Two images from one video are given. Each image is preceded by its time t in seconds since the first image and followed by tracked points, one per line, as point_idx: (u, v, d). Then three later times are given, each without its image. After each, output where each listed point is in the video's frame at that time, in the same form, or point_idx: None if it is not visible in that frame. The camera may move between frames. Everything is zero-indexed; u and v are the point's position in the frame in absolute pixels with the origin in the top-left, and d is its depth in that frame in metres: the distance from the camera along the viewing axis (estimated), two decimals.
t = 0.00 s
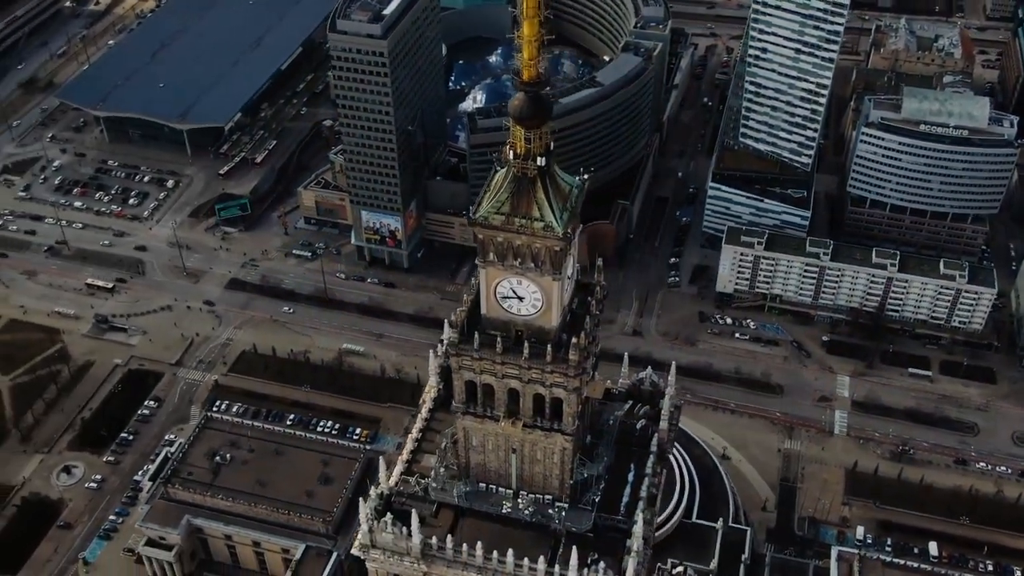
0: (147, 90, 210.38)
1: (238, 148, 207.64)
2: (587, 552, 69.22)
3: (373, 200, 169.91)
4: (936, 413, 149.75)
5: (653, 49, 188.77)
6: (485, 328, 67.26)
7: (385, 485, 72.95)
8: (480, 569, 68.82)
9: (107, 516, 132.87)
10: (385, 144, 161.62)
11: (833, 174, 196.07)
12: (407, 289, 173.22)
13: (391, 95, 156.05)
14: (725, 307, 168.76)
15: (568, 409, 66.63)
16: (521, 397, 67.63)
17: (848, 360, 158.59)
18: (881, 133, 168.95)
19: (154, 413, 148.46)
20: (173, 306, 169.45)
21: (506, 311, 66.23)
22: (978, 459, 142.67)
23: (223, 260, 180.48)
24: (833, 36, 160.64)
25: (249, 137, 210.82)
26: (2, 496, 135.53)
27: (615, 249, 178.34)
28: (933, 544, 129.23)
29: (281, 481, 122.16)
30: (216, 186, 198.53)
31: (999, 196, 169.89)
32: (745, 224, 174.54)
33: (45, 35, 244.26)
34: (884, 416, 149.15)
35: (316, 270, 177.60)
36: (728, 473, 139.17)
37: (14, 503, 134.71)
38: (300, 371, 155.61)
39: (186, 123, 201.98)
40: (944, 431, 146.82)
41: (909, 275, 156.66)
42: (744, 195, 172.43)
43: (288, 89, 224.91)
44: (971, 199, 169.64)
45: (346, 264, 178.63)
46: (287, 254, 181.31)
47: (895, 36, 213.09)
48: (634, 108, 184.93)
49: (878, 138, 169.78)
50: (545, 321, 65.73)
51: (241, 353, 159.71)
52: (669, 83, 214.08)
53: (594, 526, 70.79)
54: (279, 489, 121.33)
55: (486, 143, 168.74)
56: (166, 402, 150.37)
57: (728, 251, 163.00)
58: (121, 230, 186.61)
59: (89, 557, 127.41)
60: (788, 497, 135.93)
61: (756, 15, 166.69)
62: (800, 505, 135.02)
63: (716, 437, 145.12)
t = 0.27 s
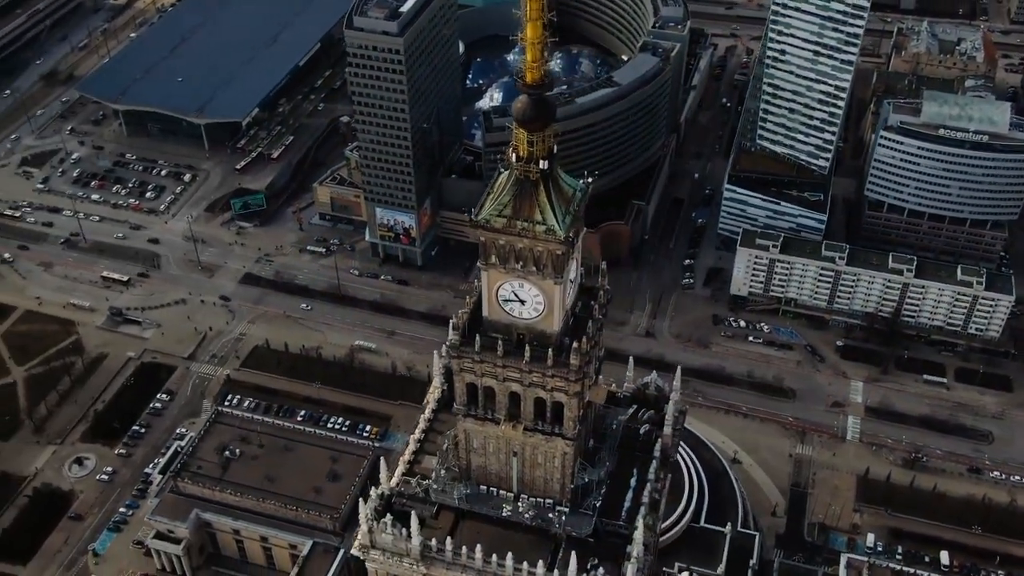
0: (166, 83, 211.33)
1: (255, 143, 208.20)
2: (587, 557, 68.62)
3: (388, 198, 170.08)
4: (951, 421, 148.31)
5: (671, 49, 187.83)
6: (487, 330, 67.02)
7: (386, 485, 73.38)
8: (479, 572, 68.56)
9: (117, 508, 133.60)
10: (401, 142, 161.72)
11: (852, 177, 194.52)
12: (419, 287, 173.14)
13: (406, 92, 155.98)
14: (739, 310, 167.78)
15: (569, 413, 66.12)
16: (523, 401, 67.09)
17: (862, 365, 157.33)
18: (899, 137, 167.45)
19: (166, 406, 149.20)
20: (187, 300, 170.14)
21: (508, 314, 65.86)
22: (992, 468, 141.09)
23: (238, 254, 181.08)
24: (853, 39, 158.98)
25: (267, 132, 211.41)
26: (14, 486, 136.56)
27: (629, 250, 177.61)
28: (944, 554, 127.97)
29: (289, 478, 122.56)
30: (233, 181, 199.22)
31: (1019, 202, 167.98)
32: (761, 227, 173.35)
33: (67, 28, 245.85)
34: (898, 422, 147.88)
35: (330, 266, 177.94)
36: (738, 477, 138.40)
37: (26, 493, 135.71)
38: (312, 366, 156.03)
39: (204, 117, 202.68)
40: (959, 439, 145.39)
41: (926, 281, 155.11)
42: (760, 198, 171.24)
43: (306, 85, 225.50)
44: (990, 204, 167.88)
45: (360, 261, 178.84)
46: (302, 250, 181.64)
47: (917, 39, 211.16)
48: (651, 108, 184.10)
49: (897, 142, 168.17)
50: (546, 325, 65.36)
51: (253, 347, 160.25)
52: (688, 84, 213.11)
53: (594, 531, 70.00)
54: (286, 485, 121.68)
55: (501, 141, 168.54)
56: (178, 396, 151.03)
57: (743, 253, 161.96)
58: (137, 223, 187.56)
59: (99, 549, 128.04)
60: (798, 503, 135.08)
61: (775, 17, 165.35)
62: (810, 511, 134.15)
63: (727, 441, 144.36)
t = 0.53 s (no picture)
0: (187, 77, 212.32)
1: (274, 138, 208.91)
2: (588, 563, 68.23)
3: (405, 195, 170.12)
4: (968, 429, 146.74)
5: (692, 49, 186.78)
6: (489, 333, 66.77)
7: (387, 485, 72.96)
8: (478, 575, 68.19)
9: (129, 500, 134.41)
10: (419, 139, 161.69)
11: (872, 181, 192.79)
12: (434, 284, 173.13)
13: (423, 89, 155.74)
14: (755, 313, 166.71)
15: (570, 418, 65.73)
16: (525, 404, 66.75)
17: (878, 371, 155.90)
18: (920, 141, 165.81)
19: (180, 399, 150.00)
20: (204, 293, 170.94)
21: (510, 317, 65.57)
22: (1008, 478, 139.45)
23: (255, 248, 181.70)
24: (875, 42, 157.31)
25: (286, 127, 212.09)
26: (28, 476, 137.73)
27: (645, 251, 176.84)
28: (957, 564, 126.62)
29: (300, 473, 122.84)
30: (251, 175, 199.98)
31: None
32: (778, 230, 172.11)
33: (90, 21, 247.34)
34: (913, 430, 146.44)
35: (346, 262, 178.26)
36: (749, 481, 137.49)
37: (40, 483, 136.81)
38: (326, 362, 156.39)
39: (224, 111, 203.54)
40: (975, 448, 143.80)
41: (945, 287, 153.48)
42: (778, 201, 170.02)
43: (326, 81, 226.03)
44: (1012, 211, 165.86)
45: (376, 257, 178.99)
46: (318, 245, 182.04)
47: (942, 42, 208.92)
48: (671, 108, 183.11)
49: (918, 146, 166.46)
50: (549, 328, 64.92)
51: (268, 342, 160.79)
52: (708, 85, 211.91)
53: (594, 536, 69.58)
54: (296, 481, 121.97)
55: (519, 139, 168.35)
56: (192, 389, 151.84)
57: (760, 256, 160.66)
58: (156, 216, 188.61)
59: (110, 539, 129.04)
60: (809, 509, 134.04)
61: (797, 19, 163.89)
62: (822, 517, 133.12)
63: (739, 445, 143.47)
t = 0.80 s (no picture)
0: (205, 71, 213.03)
1: (291, 133, 209.38)
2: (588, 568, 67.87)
3: (420, 192, 170.05)
4: (982, 437, 145.24)
5: (710, 50, 185.73)
6: (491, 335, 66.48)
7: (388, 486, 72.72)
8: None
9: (140, 492, 135.15)
10: (434, 136, 161.57)
11: (891, 185, 191.12)
12: (448, 282, 172.99)
13: (440, 87, 155.57)
14: (769, 316, 165.64)
15: (571, 422, 65.38)
16: (526, 407, 66.44)
17: (893, 377, 154.56)
18: (940, 146, 163.92)
19: (192, 392, 150.65)
20: (218, 287, 171.54)
21: (512, 320, 65.30)
22: None
23: (270, 243, 182.17)
24: (895, 44, 155.84)
25: (303, 123, 212.50)
26: (41, 466, 138.69)
27: (660, 252, 176.02)
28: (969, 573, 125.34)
29: (309, 468, 123.09)
30: (267, 170, 200.51)
31: None
32: (794, 233, 170.92)
33: (111, 15, 248.65)
34: (927, 437, 145.14)
35: (360, 258, 178.42)
36: (760, 486, 136.68)
37: (52, 474, 137.74)
38: (338, 358, 156.60)
39: (241, 106, 204.15)
40: (990, 456, 142.32)
41: (961, 294, 152.01)
42: (795, 203, 168.81)
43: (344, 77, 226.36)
44: None
45: (390, 254, 179.01)
46: (333, 241, 182.30)
47: (965, 46, 206.77)
48: (689, 109, 182.14)
49: (937, 151, 164.90)
50: (550, 332, 64.65)
51: (281, 337, 161.19)
52: (727, 85, 210.73)
53: (594, 540, 69.24)
54: (305, 477, 122.17)
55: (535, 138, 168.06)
56: (204, 383, 152.41)
57: (775, 259, 159.54)
58: (172, 210, 189.43)
59: (120, 531, 129.80)
60: (819, 515, 133.06)
61: (816, 21, 162.51)
62: (832, 523, 132.14)
63: (751, 449, 142.67)
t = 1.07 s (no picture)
0: (224, 66, 213.76)
1: (308, 129, 209.79)
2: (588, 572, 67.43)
3: (435, 190, 170.01)
4: (997, 446, 143.71)
5: (728, 51, 184.59)
6: (492, 338, 66.16)
7: (389, 486, 72.24)
8: None
9: (150, 485, 135.84)
10: (449, 134, 161.42)
11: (910, 189, 189.39)
12: (461, 280, 172.85)
13: (456, 85, 155.37)
14: (783, 320, 164.51)
15: (571, 426, 65.00)
16: (527, 410, 66.08)
17: (907, 383, 153.19)
18: (960, 151, 162.48)
19: (204, 386, 151.31)
20: (232, 282, 172.14)
21: (514, 323, 64.99)
22: None
23: (285, 239, 182.60)
24: (915, 48, 154.26)
25: (321, 119, 212.89)
26: (53, 457, 139.65)
27: (675, 253, 175.16)
28: None
29: (317, 465, 123.31)
30: (284, 166, 201.00)
31: None
32: (810, 236, 169.66)
33: (133, 8, 249.99)
34: (941, 445, 143.73)
35: (374, 255, 178.58)
36: (770, 490, 135.80)
37: (64, 465, 138.68)
38: (350, 355, 156.83)
39: (258, 101, 204.68)
40: (1004, 465, 140.80)
41: (978, 300, 150.49)
42: (811, 207, 167.51)
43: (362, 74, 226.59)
44: None
45: (404, 252, 179.01)
46: (347, 238, 182.52)
47: (988, 50, 204.55)
48: (706, 110, 181.13)
49: (957, 156, 163.23)
50: (551, 335, 64.27)
51: (293, 333, 161.55)
52: (745, 87, 209.50)
53: (594, 545, 68.92)
54: (314, 473, 122.38)
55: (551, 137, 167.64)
56: (216, 377, 152.97)
57: (790, 263, 158.44)
58: (188, 204, 190.21)
59: (130, 523, 130.50)
60: (830, 521, 132.09)
61: (836, 23, 161.16)
62: (842, 530, 131.15)
63: (762, 453, 141.83)
